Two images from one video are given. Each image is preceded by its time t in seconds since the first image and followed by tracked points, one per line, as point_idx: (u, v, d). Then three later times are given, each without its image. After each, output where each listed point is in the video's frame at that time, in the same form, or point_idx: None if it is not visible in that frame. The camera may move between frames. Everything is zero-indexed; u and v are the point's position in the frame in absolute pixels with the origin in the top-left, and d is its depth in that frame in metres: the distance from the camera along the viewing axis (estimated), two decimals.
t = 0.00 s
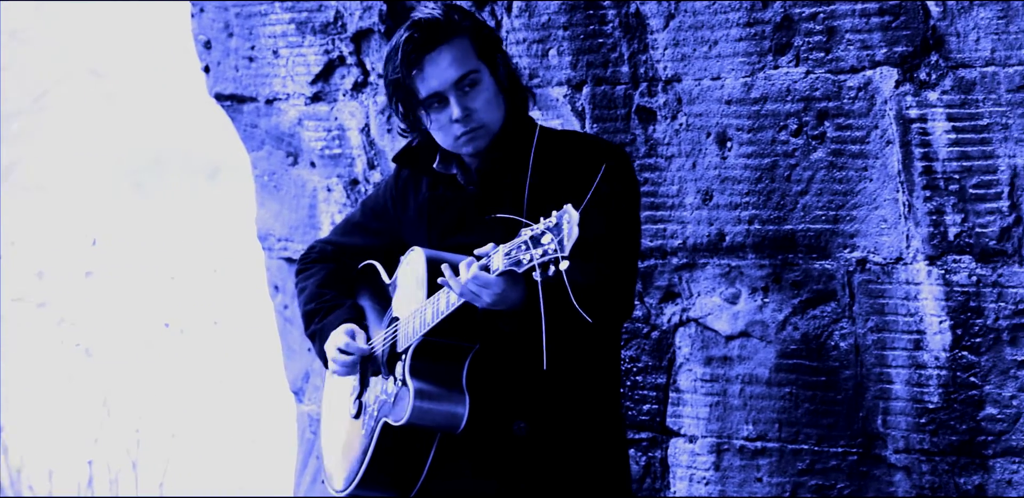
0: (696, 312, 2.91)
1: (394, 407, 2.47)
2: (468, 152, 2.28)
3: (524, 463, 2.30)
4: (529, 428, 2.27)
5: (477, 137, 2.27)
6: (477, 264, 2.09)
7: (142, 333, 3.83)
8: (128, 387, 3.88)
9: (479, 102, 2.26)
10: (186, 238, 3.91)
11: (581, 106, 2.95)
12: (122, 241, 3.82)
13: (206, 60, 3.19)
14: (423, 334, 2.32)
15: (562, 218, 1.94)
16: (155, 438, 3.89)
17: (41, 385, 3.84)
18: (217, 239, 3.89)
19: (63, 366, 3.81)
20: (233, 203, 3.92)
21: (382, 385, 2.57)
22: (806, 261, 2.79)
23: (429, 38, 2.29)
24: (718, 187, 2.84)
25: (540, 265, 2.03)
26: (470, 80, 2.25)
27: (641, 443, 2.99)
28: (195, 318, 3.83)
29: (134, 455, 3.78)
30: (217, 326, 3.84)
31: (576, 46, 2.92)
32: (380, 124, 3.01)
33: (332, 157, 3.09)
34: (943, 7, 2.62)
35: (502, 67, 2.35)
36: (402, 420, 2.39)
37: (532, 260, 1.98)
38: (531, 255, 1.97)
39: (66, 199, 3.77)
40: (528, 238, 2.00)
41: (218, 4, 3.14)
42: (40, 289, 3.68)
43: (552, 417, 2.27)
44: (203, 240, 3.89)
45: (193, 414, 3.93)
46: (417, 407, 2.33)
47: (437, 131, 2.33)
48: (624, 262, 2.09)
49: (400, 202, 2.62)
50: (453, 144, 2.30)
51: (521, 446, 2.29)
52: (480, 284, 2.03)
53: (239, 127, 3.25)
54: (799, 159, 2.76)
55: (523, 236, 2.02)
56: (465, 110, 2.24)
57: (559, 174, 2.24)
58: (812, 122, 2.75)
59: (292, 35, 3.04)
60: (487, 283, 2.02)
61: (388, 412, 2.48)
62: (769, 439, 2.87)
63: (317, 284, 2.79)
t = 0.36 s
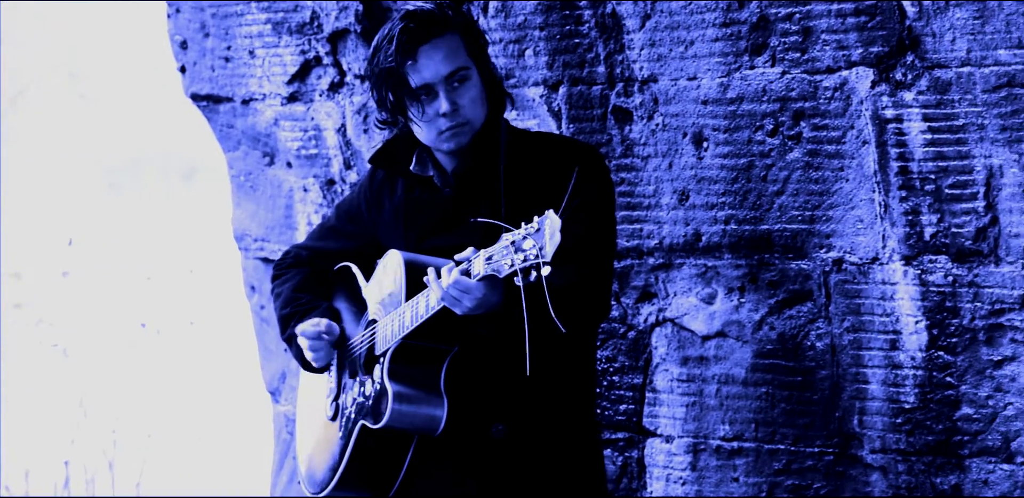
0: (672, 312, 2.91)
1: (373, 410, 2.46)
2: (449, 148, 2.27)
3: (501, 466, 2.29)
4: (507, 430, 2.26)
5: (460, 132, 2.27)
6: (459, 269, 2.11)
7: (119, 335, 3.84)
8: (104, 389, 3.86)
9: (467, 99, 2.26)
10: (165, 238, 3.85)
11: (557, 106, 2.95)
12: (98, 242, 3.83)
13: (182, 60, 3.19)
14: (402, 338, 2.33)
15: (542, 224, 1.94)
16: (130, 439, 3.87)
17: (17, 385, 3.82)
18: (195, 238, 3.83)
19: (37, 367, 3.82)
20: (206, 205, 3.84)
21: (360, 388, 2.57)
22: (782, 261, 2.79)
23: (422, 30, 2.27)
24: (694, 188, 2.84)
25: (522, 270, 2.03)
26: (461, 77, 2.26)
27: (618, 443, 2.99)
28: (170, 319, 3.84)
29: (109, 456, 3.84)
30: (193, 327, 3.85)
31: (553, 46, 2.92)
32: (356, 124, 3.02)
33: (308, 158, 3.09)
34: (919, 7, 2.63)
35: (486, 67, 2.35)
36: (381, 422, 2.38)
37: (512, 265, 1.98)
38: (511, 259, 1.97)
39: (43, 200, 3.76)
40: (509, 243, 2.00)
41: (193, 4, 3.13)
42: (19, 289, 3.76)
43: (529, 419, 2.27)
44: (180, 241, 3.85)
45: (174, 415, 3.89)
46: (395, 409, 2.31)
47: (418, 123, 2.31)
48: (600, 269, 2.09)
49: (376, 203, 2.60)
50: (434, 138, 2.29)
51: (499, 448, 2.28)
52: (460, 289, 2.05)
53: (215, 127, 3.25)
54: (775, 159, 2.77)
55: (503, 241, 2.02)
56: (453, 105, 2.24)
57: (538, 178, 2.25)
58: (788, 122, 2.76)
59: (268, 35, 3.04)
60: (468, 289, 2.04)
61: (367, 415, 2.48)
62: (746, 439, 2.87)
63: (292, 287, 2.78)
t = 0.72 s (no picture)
0: (644, 313, 2.91)
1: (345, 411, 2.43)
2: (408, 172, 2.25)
3: (472, 467, 2.26)
4: (478, 433, 2.23)
5: (417, 160, 2.23)
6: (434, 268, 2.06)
7: (91, 335, 3.89)
8: (74, 390, 3.91)
9: (416, 130, 2.19)
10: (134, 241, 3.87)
11: (528, 107, 2.95)
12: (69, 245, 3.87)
13: (153, 61, 3.19)
14: (374, 338, 2.31)
15: (520, 223, 1.91)
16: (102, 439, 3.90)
17: None
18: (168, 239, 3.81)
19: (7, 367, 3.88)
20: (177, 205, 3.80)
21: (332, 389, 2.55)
22: (753, 262, 2.79)
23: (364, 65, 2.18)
24: (665, 189, 2.84)
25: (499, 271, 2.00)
26: (407, 111, 2.17)
27: (589, 444, 2.99)
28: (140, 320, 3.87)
29: (80, 457, 3.87)
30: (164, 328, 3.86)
31: (524, 47, 2.92)
32: (327, 124, 3.04)
33: (280, 159, 3.11)
34: (890, 8, 2.64)
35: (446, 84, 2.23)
36: (353, 422, 2.35)
37: (489, 265, 1.95)
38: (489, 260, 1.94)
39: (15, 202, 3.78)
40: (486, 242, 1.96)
41: (165, 5, 3.14)
42: None
43: (500, 423, 2.23)
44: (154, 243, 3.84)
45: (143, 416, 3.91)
46: (367, 410, 2.29)
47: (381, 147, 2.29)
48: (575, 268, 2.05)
49: (348, 203, 2.57)
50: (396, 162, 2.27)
51: (470, 450, 2.25)
52: (436, 289, 2.01)
53: (186, 128, 3.25)
54: (746, 161, 2.77)
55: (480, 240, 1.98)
56: (401, 139, 2.19)
57: (513, 177, 2.18)
58: (760, 123, 2.76)
59: (239, 36, 3.06)
60: (445, 288, 2.00)
61: (339, 415, 2.45)
62: (717, 440, 2.88)
63: (264, 288, 2.78)
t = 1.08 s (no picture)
0: (625, 318, 2.92)
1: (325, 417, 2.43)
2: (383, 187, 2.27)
3: (455, 472, 2.24)
4: (460, 437, 2.21)
5: (388, 176, 2.24)
6: (407, 276, 2.06)
7: (72, 340, 3.86)
8: (56, 396, 3.89)
9: (379, 149, 2.20)
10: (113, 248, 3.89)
11: (510, 112, 2.95)
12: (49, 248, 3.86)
13: (133, 65, 3.21)
14: (352, 344, 2.29)
15: (492, 230, 1.94)
16: (82, 446, 3.91)
17: None
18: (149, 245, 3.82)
19: None
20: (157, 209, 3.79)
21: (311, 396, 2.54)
22: (735, 267, 2.80)
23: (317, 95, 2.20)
24: (647, 194, 2.84)
25: (471, 278, 2.01)
26: (365, 133, 2.19)
27: (570, 449, 3.00)
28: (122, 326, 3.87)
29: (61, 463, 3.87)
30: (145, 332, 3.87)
31: (505, 52, 2.91)
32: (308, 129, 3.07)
33: (261, 164, 3.13)
34: (872, 13, 2.63)
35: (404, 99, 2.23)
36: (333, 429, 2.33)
37: (461, 273, 1.96)
38: (460, 266, 1.95)
39: None
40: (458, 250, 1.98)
41: (146, 10, 3.16)
42: None
43: (482, 426, 2.22)
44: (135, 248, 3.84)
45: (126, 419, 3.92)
46: (345, 417, 2.27)
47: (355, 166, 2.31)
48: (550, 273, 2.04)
49: (327, 209, 2.57)
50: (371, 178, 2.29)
51: (453, 455, 2.23)
52: (410, 297, 2.01)
53: (167, 133, 3.27)
54: (727, 166, 2.77)
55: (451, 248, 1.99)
56: (367, 161, 2.21)
57: (486, 183, 2.17)
58: (741, 128, 2.76)
59: (220, 41, 3.09)
60: (417, 296, 1.99)
61: (319, 422, 2.44)
62: (698, 445, 2.88)
63: (245, 294, 2.76)
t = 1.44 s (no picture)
0: (599, 328, 2.92)
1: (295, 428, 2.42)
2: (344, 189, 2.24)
3: (425, 484, 2.20)
4: (430, 447, 2.18)
5: (349, 177, 2.22)
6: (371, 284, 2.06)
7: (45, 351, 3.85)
8: (28, 407, 3.86)
9: (340, 146, 2.19)
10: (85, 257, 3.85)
11: (483, 122, 2.96)
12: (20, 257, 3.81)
13: (107, 75, 3.24)
14: (320, 355, 2.29)
15: (453, 241, 1.94)
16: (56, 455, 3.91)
17: None
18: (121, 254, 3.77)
19: None
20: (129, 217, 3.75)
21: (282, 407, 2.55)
22: (708, 276, 2.80)
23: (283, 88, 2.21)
24: (620, 204, 2.84)
25: (433, 288, 2.00)
26: (327, 128, 2.18)
27: (544, 459, 3.00)
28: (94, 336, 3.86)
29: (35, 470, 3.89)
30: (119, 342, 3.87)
31: (479, 62, 2.92)
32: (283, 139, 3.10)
33: (234, 174, 3.16)
34: (844, 23, 2.64)
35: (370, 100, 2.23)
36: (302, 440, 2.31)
37: (423, 283, 1.96)
38: (422, 277, 1.95)
39: None
40: (420, 262, 1.99)
41: (119, 20, 3.20)
42: None
43: (453, 437, 2.18)
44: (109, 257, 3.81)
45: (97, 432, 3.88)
46: (314, 428, 2.25)
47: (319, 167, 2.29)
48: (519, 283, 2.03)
49: (299, 219, 2.57)
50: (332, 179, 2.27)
51: (422, 466, 2.19)
52: (373, 308, 2.01)
53: (141, 143, 3.30)
54: (701, 176, 2.78)
55: (414, 260, 2.01)
56: (327, 158, 2.20)
57: (453, 195, 2.14)
58: (714, 138, 2.76)
59: (194, 51, 3.12)
60: (381, 307, 2.00)
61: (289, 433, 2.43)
62: (672, 455, 2.89)
63: (218, 305, 2.75)
